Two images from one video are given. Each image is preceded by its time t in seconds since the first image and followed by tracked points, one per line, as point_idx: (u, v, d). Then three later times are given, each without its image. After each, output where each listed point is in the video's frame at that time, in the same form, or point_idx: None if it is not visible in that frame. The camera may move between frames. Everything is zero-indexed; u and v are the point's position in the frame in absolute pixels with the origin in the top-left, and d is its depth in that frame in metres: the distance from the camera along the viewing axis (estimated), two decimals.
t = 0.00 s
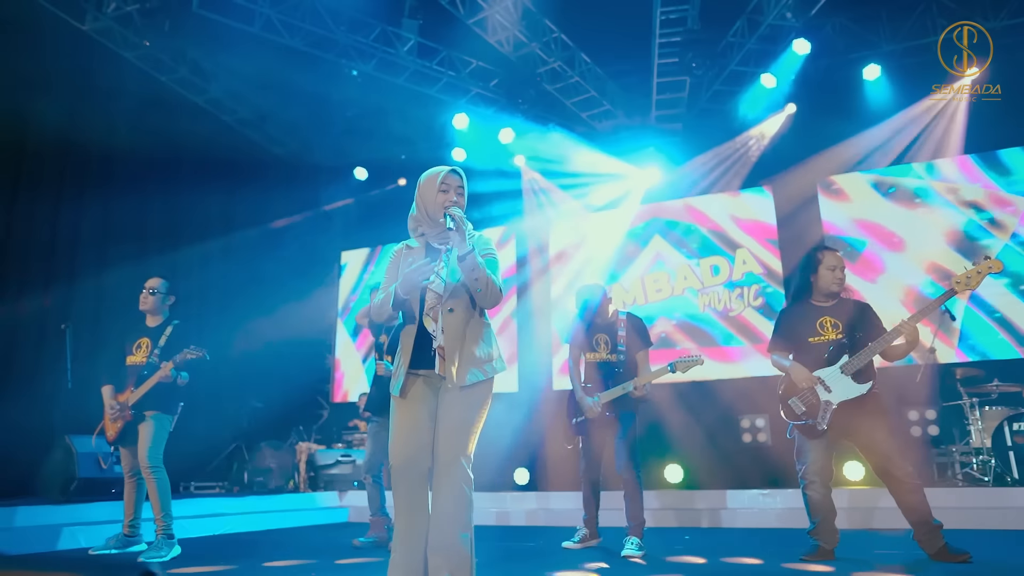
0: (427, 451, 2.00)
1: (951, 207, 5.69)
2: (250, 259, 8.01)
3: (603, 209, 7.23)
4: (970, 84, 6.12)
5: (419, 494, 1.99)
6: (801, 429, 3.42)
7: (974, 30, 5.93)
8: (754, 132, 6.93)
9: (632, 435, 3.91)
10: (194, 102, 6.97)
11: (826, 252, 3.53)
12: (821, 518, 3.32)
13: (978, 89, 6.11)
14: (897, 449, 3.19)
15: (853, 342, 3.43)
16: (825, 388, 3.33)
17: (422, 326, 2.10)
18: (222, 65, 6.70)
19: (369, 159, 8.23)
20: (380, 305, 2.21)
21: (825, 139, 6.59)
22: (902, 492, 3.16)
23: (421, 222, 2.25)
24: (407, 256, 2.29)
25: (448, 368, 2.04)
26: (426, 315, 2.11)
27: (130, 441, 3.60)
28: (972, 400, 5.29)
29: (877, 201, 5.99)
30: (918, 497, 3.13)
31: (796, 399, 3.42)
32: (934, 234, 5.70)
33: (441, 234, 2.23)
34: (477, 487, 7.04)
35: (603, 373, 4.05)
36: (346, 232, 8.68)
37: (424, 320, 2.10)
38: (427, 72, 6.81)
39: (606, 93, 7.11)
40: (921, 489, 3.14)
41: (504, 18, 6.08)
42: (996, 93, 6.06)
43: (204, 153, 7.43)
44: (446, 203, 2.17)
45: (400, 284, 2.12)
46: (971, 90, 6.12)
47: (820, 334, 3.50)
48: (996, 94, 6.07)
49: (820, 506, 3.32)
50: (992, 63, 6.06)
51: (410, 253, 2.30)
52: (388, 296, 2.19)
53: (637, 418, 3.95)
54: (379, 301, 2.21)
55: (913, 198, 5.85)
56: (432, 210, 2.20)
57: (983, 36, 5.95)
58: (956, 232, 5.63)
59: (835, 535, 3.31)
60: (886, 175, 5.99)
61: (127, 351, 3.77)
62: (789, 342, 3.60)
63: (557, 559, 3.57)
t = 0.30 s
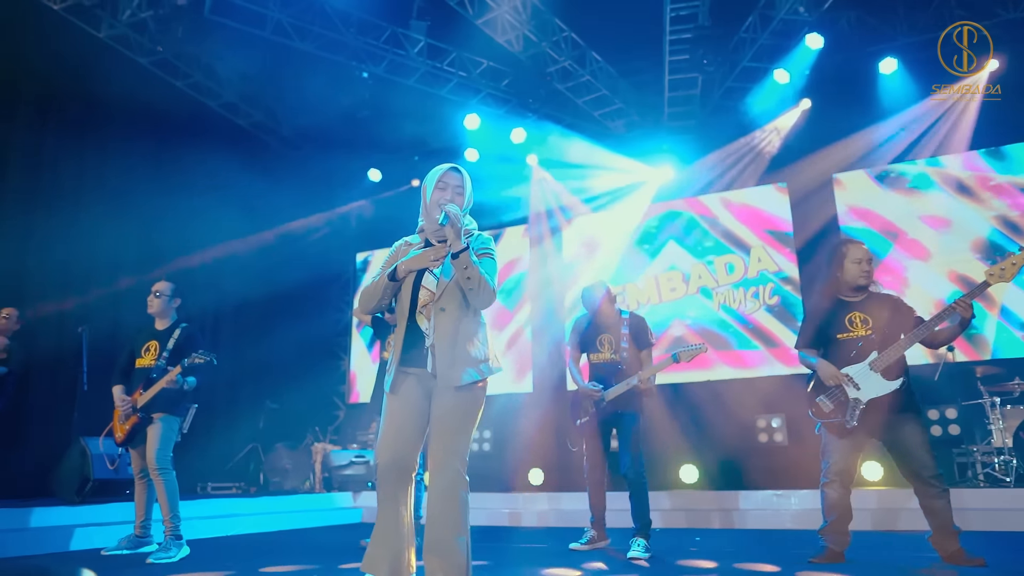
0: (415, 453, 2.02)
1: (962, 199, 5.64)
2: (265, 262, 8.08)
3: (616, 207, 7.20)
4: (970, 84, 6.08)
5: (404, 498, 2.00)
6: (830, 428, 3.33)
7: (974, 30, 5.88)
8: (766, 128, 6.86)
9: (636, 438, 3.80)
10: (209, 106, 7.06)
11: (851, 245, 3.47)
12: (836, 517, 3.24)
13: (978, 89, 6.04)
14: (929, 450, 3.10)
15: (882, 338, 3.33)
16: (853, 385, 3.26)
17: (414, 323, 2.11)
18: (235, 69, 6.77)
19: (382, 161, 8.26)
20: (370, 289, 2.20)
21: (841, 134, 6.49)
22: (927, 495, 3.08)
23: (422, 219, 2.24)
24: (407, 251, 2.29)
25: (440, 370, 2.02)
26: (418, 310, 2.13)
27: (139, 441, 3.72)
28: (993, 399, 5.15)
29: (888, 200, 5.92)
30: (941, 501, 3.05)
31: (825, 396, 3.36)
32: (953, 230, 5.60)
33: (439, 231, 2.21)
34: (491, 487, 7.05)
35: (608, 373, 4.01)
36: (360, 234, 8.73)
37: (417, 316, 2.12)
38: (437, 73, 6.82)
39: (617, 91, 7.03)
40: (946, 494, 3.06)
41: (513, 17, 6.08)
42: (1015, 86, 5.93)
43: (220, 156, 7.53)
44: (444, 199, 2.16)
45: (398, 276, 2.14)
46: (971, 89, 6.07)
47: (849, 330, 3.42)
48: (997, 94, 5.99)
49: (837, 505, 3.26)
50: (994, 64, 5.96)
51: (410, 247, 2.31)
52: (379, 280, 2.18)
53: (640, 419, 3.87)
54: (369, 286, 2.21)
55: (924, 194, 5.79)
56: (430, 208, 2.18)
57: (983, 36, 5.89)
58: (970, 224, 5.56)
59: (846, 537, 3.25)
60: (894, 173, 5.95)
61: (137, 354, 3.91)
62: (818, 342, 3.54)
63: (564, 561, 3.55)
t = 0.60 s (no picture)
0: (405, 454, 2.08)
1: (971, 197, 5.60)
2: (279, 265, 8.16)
3: (626, 206, 7.16)
4: (971, 85, 5.96)
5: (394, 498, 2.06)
6: (873, 429, 3.21)
7: (974, 30, 5.87)
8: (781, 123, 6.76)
9: (639, 442, 3.78)
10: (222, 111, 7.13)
11: (891, 238, 3.36)
12: (859, 513, 3.18)
13: (977, 89, 5.94)
14: (968, 451, 3.01)
15: (928, 333, 3.19)
16: (899, 384, 3.12)
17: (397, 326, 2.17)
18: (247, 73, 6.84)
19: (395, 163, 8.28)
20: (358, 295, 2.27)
21: (858, 128, 6.38)
22: (957, 497, 3.00)
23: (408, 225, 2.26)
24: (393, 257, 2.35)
25: (425, 372, 2.05)
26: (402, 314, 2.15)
27: (149, 442, 3.82)
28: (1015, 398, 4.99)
29: (900, 208, 5.87)
30: (967, 506, 2.97)
31: (868, 396, 3.21)
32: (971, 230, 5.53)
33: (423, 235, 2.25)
34: (505, 488, 7.06)
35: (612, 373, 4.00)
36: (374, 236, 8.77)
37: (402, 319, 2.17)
38: (447, 74, 6.84)
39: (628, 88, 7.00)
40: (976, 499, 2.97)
41: (521, 16, 6.08)
42: None
43: (234, 161, 7.63)
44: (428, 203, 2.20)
45: (382, 281, 2.19)
46: (971, 90, 5.96)
47: (893, 326, 3.29)
48: (997, 94, 5.88)
49: (866, 502, 3.17)
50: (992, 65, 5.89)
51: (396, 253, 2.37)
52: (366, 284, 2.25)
53: (642, 421, 3.86)
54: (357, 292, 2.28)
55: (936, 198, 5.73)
56: (416, 210, 2.21)
57: (983, 36, 5.87)
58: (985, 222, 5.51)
59: (868, 536, 3.20)
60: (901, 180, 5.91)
61: (147, 356, 4.00)
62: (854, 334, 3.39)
63: (570, 562, 3.54)
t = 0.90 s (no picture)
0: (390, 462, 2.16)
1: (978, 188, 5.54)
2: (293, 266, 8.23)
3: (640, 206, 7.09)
4: (970, 85, 5.91)
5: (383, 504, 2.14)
6: (891, 425, 3.16)
7: (974, 30, 5.85)
8: (796, 119, 6.68)
9: (643, 445, 3.77)
10: (238, 114, 7.21)
11: (913, 233, 3.31)
12: (912, 521, 3.08)
13: (978, 89, 5.89)
14: (984, 449, 2.95)
15: (950, 329, 3.13)
16: (917, 380, 3.07)
17: (375, 337, 2.22)
18: (261, 76, 6.90)
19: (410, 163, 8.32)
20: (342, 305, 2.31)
21: (876, 123, 6.29)
22: (974, 496, 2.93)
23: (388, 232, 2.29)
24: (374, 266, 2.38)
25: (402, 381, 2.13)
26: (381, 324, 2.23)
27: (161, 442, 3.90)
28: None
29: (908, 207, 5.82)
30: (985, 505, 2.91)
31: (884, 392, 3.17)
32: (982, 221, 5.45)
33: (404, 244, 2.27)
34: (519, 487, 7.06)
35: (616, 373, 3.98)
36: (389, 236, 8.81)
37: (379, 330, 2.22)
38: (458, 75, 6.85)
39: (640, 86, 6.99)
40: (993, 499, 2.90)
41: (531, 15, 6.09)
42: None
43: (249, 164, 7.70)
44: (407, 214, 2.21)
45: (363, 291, 2.24)
46: (971, 90, 5.91)
47: (912, 322, 3.23)
48: (996, 94, 5.84)
49: (911, 508, 3.08)
50: (992, 65, 5.88)
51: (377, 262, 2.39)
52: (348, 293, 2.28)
53: (646, 423, 3.85)
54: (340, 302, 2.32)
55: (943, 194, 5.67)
56: (397, 219, 2.23)
57: (983, 36, 5.86)
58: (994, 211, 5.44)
59: (925, 537, 3.11)
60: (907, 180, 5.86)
61: (160, 358, 4.06)
62: (874, 330, 3.33)
63: (580, 562, 3.54)
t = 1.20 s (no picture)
0: (377, 473, 2.28)
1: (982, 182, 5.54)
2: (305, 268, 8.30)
3: (652, 207, 7.06)
4: (970, 85, 5.90)
5: (376, 510, 2.29)
6: (886, 421, 3.14)
7: (974, 30, 5.89)
8: (804, 118, 6.65)
9: (653, 442, 3.77)
10: (251, 118, 7.29)
11: (904, 237, 3.28)
12: (916, 522, 3.02)
13: (978, 88, 5.88)
14: (980, 446, 2.89)
15: (940, 326, 3.13)
16: (909, 373, 3.06)
17: (362, 344, 2.39)
18: (273, 80, 6.97)
19: (422, 166, 8.36)
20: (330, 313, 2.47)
21: (887, 121, 6.24)
22: (972, 494, 2.88)
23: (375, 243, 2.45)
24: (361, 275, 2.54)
25: (384, 389, 2.28)
26: (366, 332, 2.41)
27: (173, 444, 3.96)
28: None
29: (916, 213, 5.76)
30: (986, 502, 2.85)
31: (879, 387, 3.15)
32: (1001, 229, 5.35)
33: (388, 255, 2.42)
34: (531, 488, 7.07)
35: (623, 373, 3.98)
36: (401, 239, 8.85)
37: (366, 338, 2.39)
38: (467, 77, 6.89)
39: (650, 86, 7.00)
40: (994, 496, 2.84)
41: (538, 17, 6.11)
42: None
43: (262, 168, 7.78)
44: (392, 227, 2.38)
45: (351, 300, 2.42)
46: (971, 90, 5.90)
47: (904, 320, 3.21)
48: (996, 94, 5.82)
49: (915, 509, 3.02)
50: (992, 65, 5.89)
51: (363, 271, 2.57)
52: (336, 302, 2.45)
53: (656, 422, 3.86)
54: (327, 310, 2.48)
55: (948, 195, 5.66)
56: (383, 230, 2.39)
57: (983, 36, 5.91)
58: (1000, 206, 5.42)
59: (936, 539, 3.03)
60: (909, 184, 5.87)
61: (173, 360, 4.12)
62: (864, 332, 3.34)
63: (586, 563, 3.54)
